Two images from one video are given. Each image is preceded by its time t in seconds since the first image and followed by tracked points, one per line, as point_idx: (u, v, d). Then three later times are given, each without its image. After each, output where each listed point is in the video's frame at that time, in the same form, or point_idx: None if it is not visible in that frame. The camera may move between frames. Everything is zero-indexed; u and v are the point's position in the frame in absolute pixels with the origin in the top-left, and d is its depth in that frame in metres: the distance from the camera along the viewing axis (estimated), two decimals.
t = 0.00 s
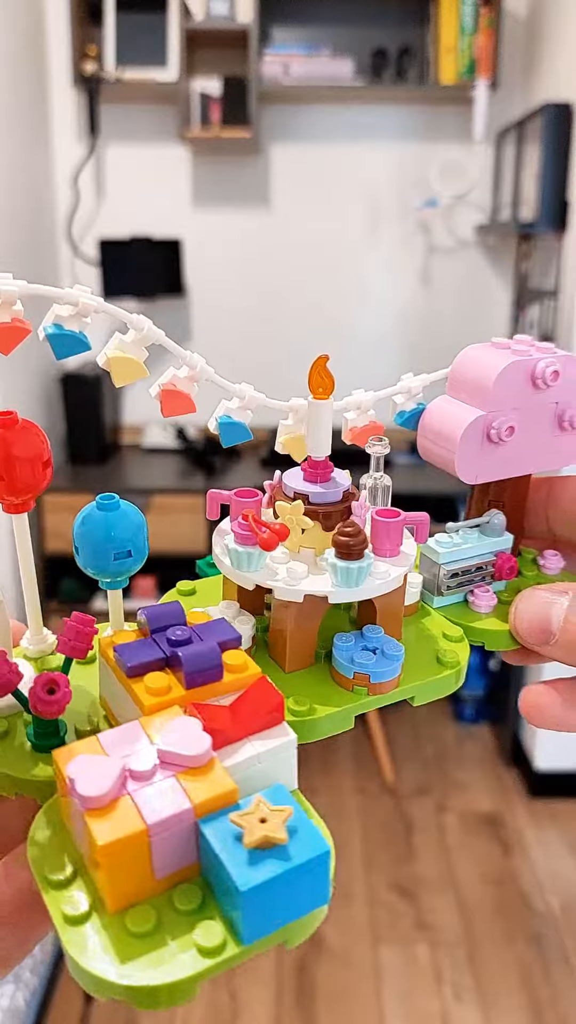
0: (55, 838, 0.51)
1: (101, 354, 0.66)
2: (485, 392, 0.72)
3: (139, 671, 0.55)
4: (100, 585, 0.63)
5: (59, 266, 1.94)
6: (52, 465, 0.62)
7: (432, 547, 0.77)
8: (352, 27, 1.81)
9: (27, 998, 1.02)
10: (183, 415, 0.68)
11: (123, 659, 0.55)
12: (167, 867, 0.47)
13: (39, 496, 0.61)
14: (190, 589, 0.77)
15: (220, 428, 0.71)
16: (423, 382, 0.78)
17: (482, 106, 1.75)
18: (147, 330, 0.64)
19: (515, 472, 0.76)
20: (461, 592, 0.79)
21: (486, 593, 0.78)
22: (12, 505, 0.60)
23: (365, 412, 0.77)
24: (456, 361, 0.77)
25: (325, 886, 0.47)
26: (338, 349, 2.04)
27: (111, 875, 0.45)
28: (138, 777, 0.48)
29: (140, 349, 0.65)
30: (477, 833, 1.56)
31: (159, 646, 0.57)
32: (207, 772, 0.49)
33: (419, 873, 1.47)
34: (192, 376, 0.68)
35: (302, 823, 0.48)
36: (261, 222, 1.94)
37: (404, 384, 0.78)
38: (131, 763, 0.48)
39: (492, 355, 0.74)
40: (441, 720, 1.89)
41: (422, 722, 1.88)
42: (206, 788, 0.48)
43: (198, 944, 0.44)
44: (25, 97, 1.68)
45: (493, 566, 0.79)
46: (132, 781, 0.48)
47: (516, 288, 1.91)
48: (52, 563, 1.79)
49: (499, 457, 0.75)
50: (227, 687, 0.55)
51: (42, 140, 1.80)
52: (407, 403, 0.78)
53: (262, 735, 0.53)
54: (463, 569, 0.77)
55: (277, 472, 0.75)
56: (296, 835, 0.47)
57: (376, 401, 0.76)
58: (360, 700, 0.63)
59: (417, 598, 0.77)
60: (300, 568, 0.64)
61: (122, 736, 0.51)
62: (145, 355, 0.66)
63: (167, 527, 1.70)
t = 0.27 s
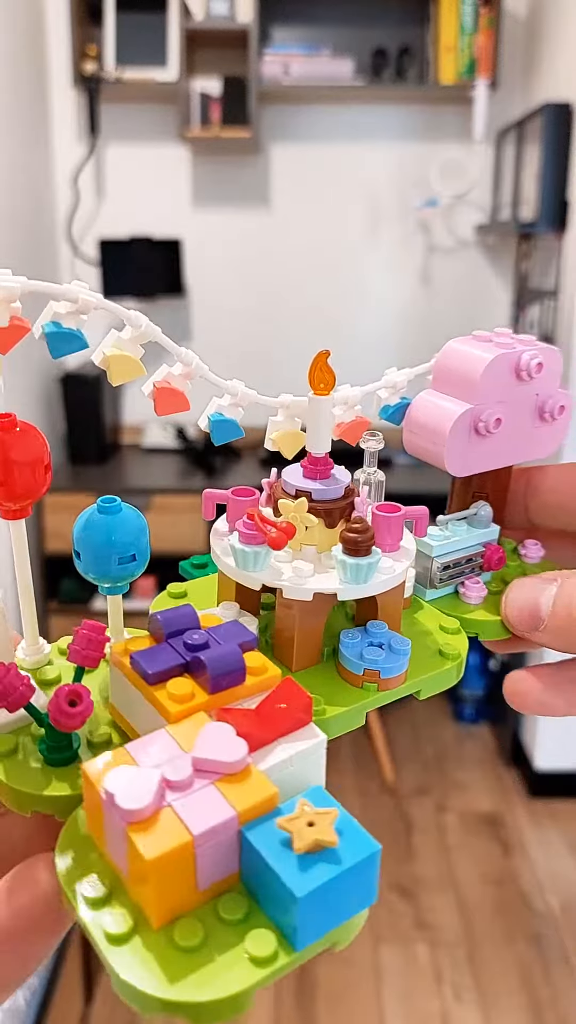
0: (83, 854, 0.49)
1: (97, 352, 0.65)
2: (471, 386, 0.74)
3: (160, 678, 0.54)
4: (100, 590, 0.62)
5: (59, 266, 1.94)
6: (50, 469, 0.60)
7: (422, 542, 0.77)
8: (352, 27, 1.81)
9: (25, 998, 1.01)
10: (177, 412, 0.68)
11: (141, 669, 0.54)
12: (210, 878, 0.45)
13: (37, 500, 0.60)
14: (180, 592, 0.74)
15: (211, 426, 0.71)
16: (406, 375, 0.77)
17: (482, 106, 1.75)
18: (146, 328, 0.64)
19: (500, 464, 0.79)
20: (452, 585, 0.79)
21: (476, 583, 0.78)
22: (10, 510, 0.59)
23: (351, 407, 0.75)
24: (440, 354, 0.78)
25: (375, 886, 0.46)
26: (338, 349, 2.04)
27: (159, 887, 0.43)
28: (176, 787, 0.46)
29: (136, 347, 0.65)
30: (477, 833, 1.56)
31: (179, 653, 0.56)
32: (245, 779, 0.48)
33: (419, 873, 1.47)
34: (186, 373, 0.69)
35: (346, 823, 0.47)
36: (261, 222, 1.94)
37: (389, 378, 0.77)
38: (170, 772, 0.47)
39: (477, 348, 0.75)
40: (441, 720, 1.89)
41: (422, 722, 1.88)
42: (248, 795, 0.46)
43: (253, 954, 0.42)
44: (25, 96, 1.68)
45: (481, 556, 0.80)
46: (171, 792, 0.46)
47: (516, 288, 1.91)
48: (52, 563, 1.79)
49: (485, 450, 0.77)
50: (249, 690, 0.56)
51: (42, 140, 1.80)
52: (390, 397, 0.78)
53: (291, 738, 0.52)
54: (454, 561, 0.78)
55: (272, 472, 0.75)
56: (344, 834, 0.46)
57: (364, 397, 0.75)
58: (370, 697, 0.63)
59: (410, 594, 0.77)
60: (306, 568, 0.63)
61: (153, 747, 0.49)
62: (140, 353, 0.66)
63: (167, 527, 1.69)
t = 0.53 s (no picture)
0: (119, 874, 0.49)
1: (93, 362, 0.65)
2: (463, 381, 0.74)
3: (184, 696, 0.54)
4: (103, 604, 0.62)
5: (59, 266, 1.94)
6: (52, 486, 0.60)
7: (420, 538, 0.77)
8: (353, 27, 1.81)
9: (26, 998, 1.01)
10: (176, 420, 0.68)
11: (165, 688, 0.54)
12: (255, 898, 0.46)
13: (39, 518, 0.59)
14: (177, 601, 0.75)
15: (207, 433, 0.71)
16: (394, 370, 0.77)
17: (483, 106, 1.75)
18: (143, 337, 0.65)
19: (487, 456, 0.79)
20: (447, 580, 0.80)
21: (471, 577, 0.79)
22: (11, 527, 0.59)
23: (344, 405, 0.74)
24: (429, 348, 0.77)
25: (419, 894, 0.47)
26: (338, 349, 2.04)
27: (209, 913, 0.43)
28: (214, 810, 0.46)
29: (133, 356, 0.65)
30: (477, 833, 1.56)
31: (201, 668, 0.56)
32: (281, 797, 0.48)
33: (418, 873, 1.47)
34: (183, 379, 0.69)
35: (388, 835, 0.47)
36: (261, 222, 1.94)
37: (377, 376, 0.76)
38: (208, 793, 0.47)
39: (465, 343, 0.75)
40: (441, 720, 1.90)
41: (422, 722, 1.88)
42: (286, 814, 0.46)
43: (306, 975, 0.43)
44: (25, 96, 1.68)
45: (475, 549, 0.81)
46: (210, 814, 0.46)
47: (516, 288, 1.91)
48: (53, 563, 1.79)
49: (473, 444, 0.77)
50: (271, 702, 0.56)
51: (41, 139, 1.80)
52: (377, 394, 0.78)
53: (316, 749, 0.53)
54: (451, 556, 0.78)
55: (272, 475, 0.75)
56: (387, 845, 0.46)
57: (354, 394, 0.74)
58: (383, 699, 0.63)
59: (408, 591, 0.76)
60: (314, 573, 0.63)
61: (186, 767, 0.49)
62: (137, 362, 0.66)
63: (167, 527, 1.70)
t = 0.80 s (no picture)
0: (128, 877, 0.49)
1: (88, 354, 0.65)
2: (455, 373, 0.74)
3: (190, 694, 0.54)
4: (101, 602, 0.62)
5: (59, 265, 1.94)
6: (47, 484, 0.59)
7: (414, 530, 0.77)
8: (353, 27, 1.81)
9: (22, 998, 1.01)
10: (169, 414, 0.68)
11: (171, 686, 0.54)
12: (269, 898, 0.45)
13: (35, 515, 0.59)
14: (171, 599, 0.74)
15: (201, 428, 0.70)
16: (384, 364, 0.76)
17: (482, 106, 1.75)
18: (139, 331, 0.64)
19: (479, 448, 0.79)
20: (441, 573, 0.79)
21: (465, 570, 0.79)
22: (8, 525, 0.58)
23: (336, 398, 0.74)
24: (419, 340, 0.77)
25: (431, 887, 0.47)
26: (338, 349, 2.04)
27: (226, 913, 0.43)
28: (227, 808, 0.46)
29: (126, 349, 0.65)
30: (476, 832, 1.56)
31: (208, 666, 0.55)
32: (292, 795, 0.48)
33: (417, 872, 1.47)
34: (176, 374, 0.69)
35: (402, 829, 0.47)
36: (261, 221, 1.94)
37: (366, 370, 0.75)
38: (220, 792, 0.46)
39: (456, 334, 0.75)
40: (440, 720, 1.90)
41: (422, 722, 1.88)
42: (299, 812, 0.46)
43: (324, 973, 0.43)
44: (25, 96, 1.68)
45: (468, 543, 0.81)
46: (223, 813, 0.46)
47: (516, 288, 1.91)
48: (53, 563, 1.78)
49: (464, 435, 0.77)
50: (276, 698, 0.56)
51: (41, 139, 1.80)
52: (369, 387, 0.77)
53: (323, 745, 0.53)
54: (445, 548, 0.78)
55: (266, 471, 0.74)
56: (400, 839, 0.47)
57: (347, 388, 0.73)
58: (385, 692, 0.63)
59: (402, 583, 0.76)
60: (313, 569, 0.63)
61: (196, 766, 0.49)
62: (131, 355, 0.65)
63: (166, 527, 1.69)
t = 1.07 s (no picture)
0: (128, 859, 0.49)
1: (89, 337, 0.65)
2: (454, 363, 0.74)
3: (191, 676, 0.54)
4: (101, 588, 0.61)
5: (59, 265, 1.94)
6: (46, 469, 0.59)
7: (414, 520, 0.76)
8: (353, 27, 1.81)
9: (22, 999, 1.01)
10: (170, 400, 0.68)
11: (173, 668, 0.54)
12: (272, 878, 0.45)
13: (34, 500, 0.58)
14: (170, 589, 0.74)
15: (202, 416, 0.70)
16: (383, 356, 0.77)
17: (483, 106, 1.75)
18: (140, 315, 0.64)
19: (478, 440, 0.79)
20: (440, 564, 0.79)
21: (464, 561, 0.79)
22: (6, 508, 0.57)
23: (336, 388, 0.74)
24: (418, 331, 0.77)
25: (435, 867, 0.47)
26: (339, 349, 2.04)
27: (230, 891, 0.43)
28: (229, 788, 0.46)
29: (127, 333, 0.65)
30: (476, 832, 1.56)
31: (210, 648, 0.55)
32: (295, 774, 0.48)
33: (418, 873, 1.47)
34: (177, 360, 0.68)
35: (405, 808, 0.47)
36: (261, 221, 1.94)
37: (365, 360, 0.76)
38: (222, 771, 0.46)
39: (455, 325, 0.75)
40: (441, 720, 1.90)
41: (422, 721, 1.88)
42: (301, 791, 0.46)
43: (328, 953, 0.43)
44: (25, 96, 1.68)
45: (467, 534, 0.81)
46: (226, 792, 0.46)
47: (516, 288, 1.91)
48: (53, 563, 1.79)
49: (464, 427, 0.77)
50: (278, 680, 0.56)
51: (41, 139, 1.80)
52: (368, 378, 0.77)
53: (325, 727, 0.53)
54: (445, 539, 0.78)
55: (266, 459, 0.74)
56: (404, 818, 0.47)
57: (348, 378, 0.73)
58: (385, 679, 0.63)
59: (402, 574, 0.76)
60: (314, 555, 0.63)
61: (198, 746, 0.49)
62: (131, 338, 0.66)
63: (166, 527, 1.69)
